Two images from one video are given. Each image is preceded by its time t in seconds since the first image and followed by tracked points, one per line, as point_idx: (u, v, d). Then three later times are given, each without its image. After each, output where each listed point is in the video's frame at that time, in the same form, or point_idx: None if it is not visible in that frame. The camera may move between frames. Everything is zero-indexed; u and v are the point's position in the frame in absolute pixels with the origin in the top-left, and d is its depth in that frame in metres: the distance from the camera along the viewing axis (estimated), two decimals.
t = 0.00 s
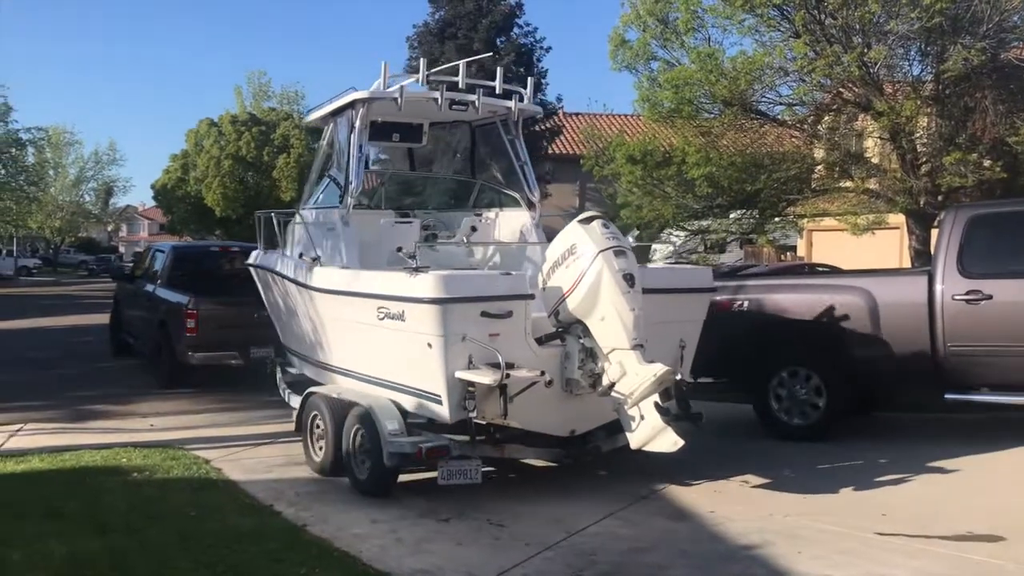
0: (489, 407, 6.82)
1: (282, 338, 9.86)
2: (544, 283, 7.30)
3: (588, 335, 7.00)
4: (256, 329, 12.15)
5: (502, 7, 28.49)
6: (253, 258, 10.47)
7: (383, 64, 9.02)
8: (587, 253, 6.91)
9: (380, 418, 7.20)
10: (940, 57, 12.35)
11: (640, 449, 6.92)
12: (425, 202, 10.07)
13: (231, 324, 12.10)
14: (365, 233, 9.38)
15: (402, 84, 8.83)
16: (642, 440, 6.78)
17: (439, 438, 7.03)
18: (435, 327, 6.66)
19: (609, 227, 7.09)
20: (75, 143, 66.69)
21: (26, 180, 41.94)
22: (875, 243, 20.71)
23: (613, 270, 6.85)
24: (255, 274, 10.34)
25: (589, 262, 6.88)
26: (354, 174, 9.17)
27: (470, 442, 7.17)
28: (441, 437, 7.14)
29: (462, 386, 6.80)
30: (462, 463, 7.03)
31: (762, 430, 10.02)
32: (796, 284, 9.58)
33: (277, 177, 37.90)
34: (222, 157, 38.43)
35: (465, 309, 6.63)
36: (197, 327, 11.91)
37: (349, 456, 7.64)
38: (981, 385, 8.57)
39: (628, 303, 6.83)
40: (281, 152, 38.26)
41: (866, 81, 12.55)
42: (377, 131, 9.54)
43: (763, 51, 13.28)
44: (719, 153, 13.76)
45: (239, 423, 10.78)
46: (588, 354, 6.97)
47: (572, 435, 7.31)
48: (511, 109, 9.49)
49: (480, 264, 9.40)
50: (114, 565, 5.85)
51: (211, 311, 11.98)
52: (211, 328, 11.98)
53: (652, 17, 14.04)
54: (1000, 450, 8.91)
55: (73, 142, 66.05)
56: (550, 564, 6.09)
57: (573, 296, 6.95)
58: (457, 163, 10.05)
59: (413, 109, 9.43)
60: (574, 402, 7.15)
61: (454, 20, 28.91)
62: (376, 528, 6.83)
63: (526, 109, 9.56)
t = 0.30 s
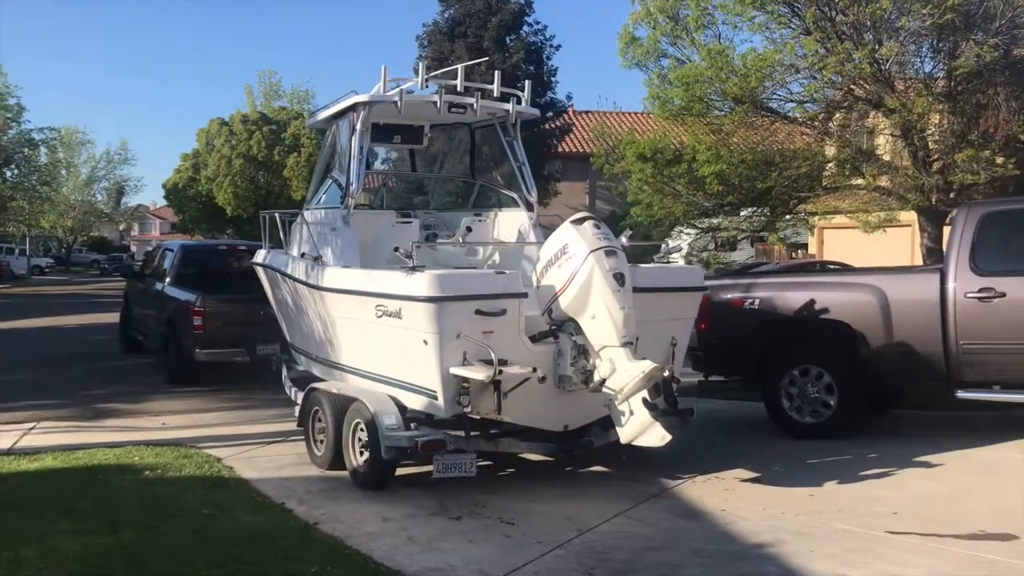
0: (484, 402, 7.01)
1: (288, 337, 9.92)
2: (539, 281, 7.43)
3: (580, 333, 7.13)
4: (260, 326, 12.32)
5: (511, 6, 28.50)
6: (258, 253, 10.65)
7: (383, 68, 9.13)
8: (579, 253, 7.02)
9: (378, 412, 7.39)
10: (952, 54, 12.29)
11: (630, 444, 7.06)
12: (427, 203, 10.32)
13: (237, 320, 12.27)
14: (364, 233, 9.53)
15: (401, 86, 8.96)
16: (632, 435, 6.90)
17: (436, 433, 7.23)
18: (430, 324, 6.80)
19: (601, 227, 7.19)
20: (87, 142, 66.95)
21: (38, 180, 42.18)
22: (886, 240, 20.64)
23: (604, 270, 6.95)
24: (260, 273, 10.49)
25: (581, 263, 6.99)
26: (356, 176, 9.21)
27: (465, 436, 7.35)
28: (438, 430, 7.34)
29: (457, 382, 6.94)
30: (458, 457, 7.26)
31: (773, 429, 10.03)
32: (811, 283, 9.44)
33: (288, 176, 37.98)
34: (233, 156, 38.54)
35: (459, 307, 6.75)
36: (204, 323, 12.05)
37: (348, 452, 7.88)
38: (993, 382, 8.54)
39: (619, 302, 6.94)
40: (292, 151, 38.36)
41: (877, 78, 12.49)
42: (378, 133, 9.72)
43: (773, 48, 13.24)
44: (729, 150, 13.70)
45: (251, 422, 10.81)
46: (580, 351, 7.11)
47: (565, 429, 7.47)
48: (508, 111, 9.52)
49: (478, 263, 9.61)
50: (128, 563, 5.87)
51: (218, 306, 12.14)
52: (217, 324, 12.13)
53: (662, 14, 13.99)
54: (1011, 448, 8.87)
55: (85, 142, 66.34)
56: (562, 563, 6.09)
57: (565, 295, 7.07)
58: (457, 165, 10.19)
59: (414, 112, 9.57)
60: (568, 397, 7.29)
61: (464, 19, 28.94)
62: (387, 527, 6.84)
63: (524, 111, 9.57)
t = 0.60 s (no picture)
0: (478, 398, 7.22)
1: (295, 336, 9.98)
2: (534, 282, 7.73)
3: (572, 331, 7.37)
4: (266, 323, 12.36)
5: (521, 4, 28.51)
6: (262, 253, 10.75)
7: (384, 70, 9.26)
8: (571, 254, 7.33)
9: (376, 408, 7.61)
10: (964, 51, 12.22)
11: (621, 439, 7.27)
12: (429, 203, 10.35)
13: (243, 318, 12.32)
14: (363, 233, 9.60)
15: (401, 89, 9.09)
16: (622, 430, 7.09)
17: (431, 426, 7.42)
18: (425, 322, 7.00)
19: (593, 229, 7.50)
20: (99, 142, 67.18)
21: (50, 179, 42.43)
22: (898, 238, 20.51)
23: (595, 269, 7.24)
24: (266, 272, 10.55)
25: (573, 263, 7.30)
26: (356, 176, 9.33)
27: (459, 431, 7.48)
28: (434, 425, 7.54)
29: (451, 378, 7.14)
30: (452, 451, 7.42)
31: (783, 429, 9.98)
32: (825, 280, 9.40)
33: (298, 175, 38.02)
34: (244, 156, 38.64)
35: (454, 305, 6.96)
36: (210, 321, 12.13)
37: (348, 446, 8.09)
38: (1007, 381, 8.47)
39: (609, 301, 7.22)
40: (302, 151, 38.41)
41: (889, 75, 12.43)
42: (378, 135, 9.69)
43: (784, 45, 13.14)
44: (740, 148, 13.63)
45: (261, 421, 10.82)
46: (572, 349, 7.34)
47: (558, 425, 7.67)
48: (507, 114, 9.60)
49: (477, 262, 9.64)
50: (139, 561, 5.88)
51: (223, 305, 12.20)
52: (222, 322, 12.18)
53: (672, 12, 13.94)
54: None
55: (97, 141, 66.59)
56: (572, 562, 6.08)
57: (557, 294, 7.38)
58: (457, 165, 10.24)
59: (416, 113, 9.55)
60: (560, 393, 7.51)
61: (474, 18, 28.94)
62: (397, 525, 6.85)
63: (523, 114, 9.60)
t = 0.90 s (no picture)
0: (472, 393, 7.48)
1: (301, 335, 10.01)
2: (528, 283, 8.12)
3: (563, 329, 7.65)
4: (271, 322, 12.70)
5: (530, 3, 28.54)
6: (268, 250, 10.85)
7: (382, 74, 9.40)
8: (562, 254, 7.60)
9: (373, 403, 7.85)
10: (975, 48, 12.16)
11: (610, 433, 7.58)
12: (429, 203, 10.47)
13: (248, 316, 12.67)
14: (361, 234, 9.63)
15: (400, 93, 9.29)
16: (611, 424, 7.40)
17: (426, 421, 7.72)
18: (420, 321, 7.22)
19: (585, 229, 7.76)
20: (110, 143, 67.44)
21: (61, 180, 42.72)
22: (909, 237, 20.41)
23: (585, 269, 7.50)
24: (272, 272, 10.60)
25: (564, 263, 7.57)
26: (356, 178, 9.55)
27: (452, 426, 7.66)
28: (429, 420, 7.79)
29: (446, 374, 7.37)
30: (447, 445, 7.70)
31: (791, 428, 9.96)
32: (834, 279, 9.32)
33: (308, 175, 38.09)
34: (253, 156, 38.77)
35: (447, 304, 7.17)
36: (217, 319, 12.47)
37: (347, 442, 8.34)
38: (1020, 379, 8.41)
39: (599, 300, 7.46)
40: (312, 150, 38.49)
41: (899, 73, 12.38)
42: (378, 137, 9.87)
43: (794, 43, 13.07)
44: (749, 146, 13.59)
45: (271, 420, 10.84)
46: (563, 347, 7.62)
47: (550, 420, 7.96)
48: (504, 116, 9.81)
49: (477, 262, 9.72)
50: (149, 560, 5.90)
51: (230, 302, 12.55)
52: (228, 320, 12.50)
53: (681, 11, 13.90)
54: None
55: (108, 142, 66.86)
56: (581, 561, 6.07)
57: (550, 293, 7.66)
58: (456, 166, 10.38)
59: (415, 115, 9.69)
60: (551, 388, 7.78)
61: (483, 17, 28.97)
62: (406, 524, 6.85)
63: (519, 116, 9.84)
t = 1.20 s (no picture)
0: (465, 389, 7.69)
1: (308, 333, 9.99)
2: (520, 283, 8.35)
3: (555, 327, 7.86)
4: (276, 319, 13.07)
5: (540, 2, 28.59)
6: (271, 254, 10.95)
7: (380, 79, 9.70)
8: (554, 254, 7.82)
9: (371, 398, 8.07)
10: (987, 45, 12.12)
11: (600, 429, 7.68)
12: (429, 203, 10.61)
13: (253, 314, 12.99)
14: (360, 233, 9.75)
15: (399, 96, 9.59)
16: (600, 419, 7.50)
17: (422, 417, 7.91)
18: (415, 319, 7.45)
19: (575, 230, 7.99)
20: (121, 143, 67.72)
21: (73, 179, 42.93)
22: (921, 236, 20.31)
23: (575, 268, 7.71)
24: (280, 273, 10.60)
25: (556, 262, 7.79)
26: (355, 179, 9.79)
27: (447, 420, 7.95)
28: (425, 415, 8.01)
29: (440, 370, 7.60)
30: (441, 440, 7.82)
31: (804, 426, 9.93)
32: (845, 277, 9.27)
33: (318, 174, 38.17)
34: (264, 155, 38.89)
35: (442, 302, 7.40)
36: (222, 317, 12.79)
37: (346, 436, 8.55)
38: None
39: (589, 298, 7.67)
40: (322, 150, 38.58)
41: (910, 70, 12.33)
42: (380, 139, 10.12)
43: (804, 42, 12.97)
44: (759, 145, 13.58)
45: (281, 419, 10.87)
46: (555, 344, 7.81)
47: (543, 416, 8.14)
48: (501, 119, 10.20)
49: (474, 262, 9.90)
50: (160, 558, 5.91)
51: (235, 301, 12.85)
52: (234, 318, 12.84)
53: (690, 9, 13.86)
54: None
55: (119, 142, 67.14)
56: (590, 560, 6.06)
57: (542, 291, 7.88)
58: (455, 167, 10.65)
59: (413, 119, 10.05)
60: (544, 384, 7.98)
61: (492, 16, 29.00)
62: (416, 523, 6.85)
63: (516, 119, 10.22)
